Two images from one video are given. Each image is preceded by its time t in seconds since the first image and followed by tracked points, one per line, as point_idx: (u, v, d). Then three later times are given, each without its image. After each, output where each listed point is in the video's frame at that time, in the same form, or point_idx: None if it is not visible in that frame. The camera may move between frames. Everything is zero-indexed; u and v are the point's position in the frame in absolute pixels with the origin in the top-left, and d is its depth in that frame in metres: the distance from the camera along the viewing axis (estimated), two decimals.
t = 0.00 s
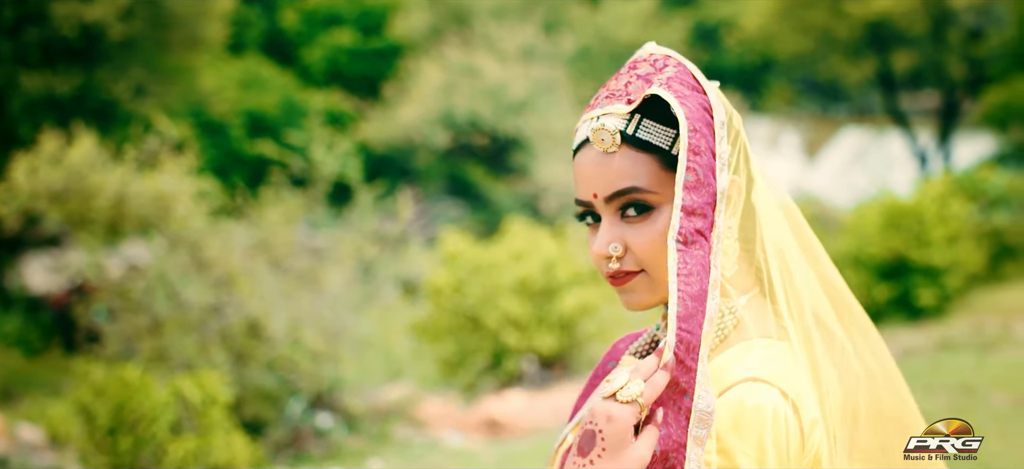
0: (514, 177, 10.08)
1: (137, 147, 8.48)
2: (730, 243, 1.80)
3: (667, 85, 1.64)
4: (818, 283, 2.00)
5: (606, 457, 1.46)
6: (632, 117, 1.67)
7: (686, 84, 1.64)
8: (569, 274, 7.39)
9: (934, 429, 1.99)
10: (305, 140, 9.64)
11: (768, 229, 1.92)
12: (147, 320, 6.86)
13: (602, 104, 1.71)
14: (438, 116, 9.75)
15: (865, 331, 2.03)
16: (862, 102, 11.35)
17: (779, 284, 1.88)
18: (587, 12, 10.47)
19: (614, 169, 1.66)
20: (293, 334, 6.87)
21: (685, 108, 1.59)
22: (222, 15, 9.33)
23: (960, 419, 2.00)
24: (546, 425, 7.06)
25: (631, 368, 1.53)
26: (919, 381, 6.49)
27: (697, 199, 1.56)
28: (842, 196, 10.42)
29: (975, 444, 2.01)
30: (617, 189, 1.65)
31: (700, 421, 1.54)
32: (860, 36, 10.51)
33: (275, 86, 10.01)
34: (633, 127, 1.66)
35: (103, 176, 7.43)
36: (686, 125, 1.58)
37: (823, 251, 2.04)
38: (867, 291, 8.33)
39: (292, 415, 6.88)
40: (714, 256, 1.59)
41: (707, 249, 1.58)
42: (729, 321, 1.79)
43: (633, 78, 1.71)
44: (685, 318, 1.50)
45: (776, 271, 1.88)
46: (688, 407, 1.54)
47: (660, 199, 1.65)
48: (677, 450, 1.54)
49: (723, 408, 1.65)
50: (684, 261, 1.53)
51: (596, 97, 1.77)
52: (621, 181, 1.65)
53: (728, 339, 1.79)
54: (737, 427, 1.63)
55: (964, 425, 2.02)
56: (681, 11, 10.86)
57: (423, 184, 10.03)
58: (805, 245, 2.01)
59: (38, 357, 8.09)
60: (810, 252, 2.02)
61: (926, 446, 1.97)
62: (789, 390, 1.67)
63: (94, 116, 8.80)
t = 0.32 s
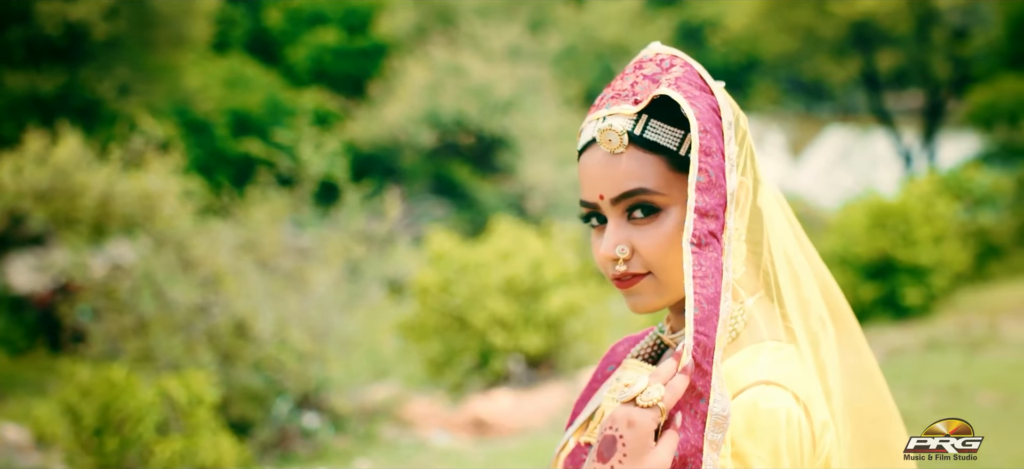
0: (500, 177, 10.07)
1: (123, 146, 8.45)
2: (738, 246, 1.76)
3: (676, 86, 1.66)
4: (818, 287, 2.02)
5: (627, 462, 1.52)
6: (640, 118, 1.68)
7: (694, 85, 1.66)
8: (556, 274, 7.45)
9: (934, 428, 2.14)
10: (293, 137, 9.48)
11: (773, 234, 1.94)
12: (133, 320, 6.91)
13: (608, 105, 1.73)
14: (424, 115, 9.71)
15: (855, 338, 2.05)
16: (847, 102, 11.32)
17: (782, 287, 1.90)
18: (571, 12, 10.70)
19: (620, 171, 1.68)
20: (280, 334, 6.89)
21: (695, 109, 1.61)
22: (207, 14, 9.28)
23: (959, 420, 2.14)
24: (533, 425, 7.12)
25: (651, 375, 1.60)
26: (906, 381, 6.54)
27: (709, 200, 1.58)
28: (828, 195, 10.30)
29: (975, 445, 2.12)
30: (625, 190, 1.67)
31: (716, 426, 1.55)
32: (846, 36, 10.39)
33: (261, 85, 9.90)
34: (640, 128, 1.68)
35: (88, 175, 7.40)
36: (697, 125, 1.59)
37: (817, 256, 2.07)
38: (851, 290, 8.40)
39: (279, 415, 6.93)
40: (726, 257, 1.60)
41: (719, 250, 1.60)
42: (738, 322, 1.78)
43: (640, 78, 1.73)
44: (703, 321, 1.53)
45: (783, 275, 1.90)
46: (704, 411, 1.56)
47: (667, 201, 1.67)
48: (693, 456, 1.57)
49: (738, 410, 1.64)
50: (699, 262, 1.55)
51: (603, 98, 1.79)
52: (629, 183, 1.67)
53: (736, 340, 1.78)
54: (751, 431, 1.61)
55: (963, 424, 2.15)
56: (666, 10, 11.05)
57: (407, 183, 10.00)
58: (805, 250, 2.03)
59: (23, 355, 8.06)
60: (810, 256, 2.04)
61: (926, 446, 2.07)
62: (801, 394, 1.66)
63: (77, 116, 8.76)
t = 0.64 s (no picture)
0: (484, 176, 10.11)
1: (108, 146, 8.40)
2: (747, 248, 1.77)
3: (683, 86, 1.64)
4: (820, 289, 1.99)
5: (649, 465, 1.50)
6: (645, 120, 1.69)
7: (700, 85, 1.65)
8: (542, 273, 7.42)
9: (934, 428, 2.19)
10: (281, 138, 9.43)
11: (778, 235, 1.89)
12: (118, 320, 6.90)
13: (615, 106, 1.73)
14: (409, 114, 9.73)
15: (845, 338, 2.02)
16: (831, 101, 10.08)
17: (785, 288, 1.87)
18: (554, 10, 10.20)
19: (627, 174, 1.68)
20: (265, 333, 6.93)
21: (703, 110, 1.59)
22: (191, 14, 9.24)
23: (959, 420, 2.17)
24: (521, 425, 7.13)
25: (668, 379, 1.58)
26: (893, 381, 6.53)
27: (720, 203, 1.57)
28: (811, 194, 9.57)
29: (975, 445, 2.15)
30: (631, 193, 1.67)
31: (731, 430, 1.53)
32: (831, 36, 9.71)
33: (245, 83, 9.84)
34: (646, 130, 1.68)
35: (73, 175, 7.34)
36: (707, 126, 1.58)
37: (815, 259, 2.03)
38: (836, 289, 8.42)
39: (266, 416, 7.01)
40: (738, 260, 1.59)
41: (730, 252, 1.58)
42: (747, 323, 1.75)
43: (646, 80, 1.73)
44: (717, 325, 1.51)
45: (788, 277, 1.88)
46: (719, 415, 1.53)
47: (673, 203, 1.67)
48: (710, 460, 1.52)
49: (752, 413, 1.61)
50: (712, 265, 1.53)
51: (608, 98, 1.80)
52: (635, 185, 1.67)
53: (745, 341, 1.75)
54: (764, 435, 1.59)
55: (964, 425, 2.18)
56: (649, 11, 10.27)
57: (391, 182, 10.00)
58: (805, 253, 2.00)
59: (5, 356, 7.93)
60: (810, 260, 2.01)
61: (926, 446, 2.16)
62: (812, 398, 1.65)
63: (60, 114, 8.77)
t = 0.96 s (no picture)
0: (471, 175, 10.10)
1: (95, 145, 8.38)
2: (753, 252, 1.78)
3: (689, 87, 1.65)
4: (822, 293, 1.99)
5: None
6: (651, 121, 1.68)
7: (707, 86, 1.66)
8: (530, 273, 7.44)
9: (934, 428, 2.21)
10: (270, 139, 9.40)
11: (780, 239, 1.91)
12: (106, 320, 6.93)
13: (619, 107, 1.73)
14: (397, 114, 9.74)
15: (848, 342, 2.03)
16: (817, 101, 9.99)
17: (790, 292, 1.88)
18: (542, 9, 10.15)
19: (632, 176, 1.68)
20: (253, 333, 6.94)
21: (711, 112, 1.60)
22: (178, 13, 9.22)
23: (959, 420, 2.19)
24: (509, 425, 7.17)
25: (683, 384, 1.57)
26: (881, 381, 6.58)
27: (730, 205, 1.58)
28: (799, 195, 9.61)
29: (974, 445, 2.17)
30: (637, 195, 1.67)
31: (744, 433, 1.54)
32: (818, 36, 9.72)
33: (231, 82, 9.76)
34: (652, 131, 1.67)
35: (62, 174, 7.33)
36: (715, 129, 1.59)
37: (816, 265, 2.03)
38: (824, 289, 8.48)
39: (253, 416, 7.01)
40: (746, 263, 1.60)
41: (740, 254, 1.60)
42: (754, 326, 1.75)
43: (649, 81, 1.73)
44: (733, 329, 1.53)
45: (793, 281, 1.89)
46: (733, 419, 1.54)
47: (679, 205, 1.67)
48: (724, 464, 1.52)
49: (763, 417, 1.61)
50: (724, 267, 1.55)
51: (611, 99, 1.80)
52: (641, 187, 1.67)
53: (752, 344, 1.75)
54: (775, 438, 1.59)
55: (964, 425, 2.20)
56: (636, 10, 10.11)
57: (378, 182, 9.97)
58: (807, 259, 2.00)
59: None
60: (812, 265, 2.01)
61: (926, 446, 2.17)
62: (822, 400, 1.65)
63: (46, 113, 8.72)
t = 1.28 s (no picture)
0: (457, 174, 10.08)
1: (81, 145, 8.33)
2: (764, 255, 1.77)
3: (697, 88, 1.66)
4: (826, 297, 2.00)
5: None
6: (657, 122, 1.70)
7: (714, 88, 1.67)
8: (517, 273, 7.46)
9: (934, 428, 2.24)
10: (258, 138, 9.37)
11: (787, 239, 1.87)
12: (94, 319, 6.93)
13: (626, 109, 1.74)
14: (382, 114, 9.71)
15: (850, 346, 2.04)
16: (802, 101, 9.91)
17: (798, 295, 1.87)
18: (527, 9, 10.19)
19: (638, 177, 1.68)
20: (240, 333, 6.92)
21: (720, 113, 1.61)
22: (163, 11, 9.17)
23: (959, 420, 2.22)
24: (496, 425, 7.17)
25: (703, 389, 1.58)
26: (869, 381, 6.64)
27: (741, 208, 1.58)
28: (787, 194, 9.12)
29: (975, 445, 2.19)
30: (643, 196, 1.68)
31: (759, 437, 1.53)
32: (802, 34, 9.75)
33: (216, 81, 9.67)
34: (659, 132, 1.69)
35: (47, 173, 7.24)
36: (724, 131, 1.60)
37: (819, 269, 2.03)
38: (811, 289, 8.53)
39: (240, 416, 7.00)
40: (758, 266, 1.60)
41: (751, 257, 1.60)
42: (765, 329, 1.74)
43: (656, 81, 1.75)
44: (748, 331, 1.52)
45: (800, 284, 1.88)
46: (748, 422, 1.53)
47: (686, 207, 1.67)
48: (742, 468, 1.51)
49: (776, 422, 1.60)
50: (737, 269, 1.55)
51: (617, 99, 1.82)
52: (647, 189, 1.67)
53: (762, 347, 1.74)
54: (788, 441, 1.58)
55: (964, 426, 2.23)
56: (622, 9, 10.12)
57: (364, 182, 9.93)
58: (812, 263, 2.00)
59: None
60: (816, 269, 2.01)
61: (926, 446, 2.19)
62: (832, 404, 1.64)
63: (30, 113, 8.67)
